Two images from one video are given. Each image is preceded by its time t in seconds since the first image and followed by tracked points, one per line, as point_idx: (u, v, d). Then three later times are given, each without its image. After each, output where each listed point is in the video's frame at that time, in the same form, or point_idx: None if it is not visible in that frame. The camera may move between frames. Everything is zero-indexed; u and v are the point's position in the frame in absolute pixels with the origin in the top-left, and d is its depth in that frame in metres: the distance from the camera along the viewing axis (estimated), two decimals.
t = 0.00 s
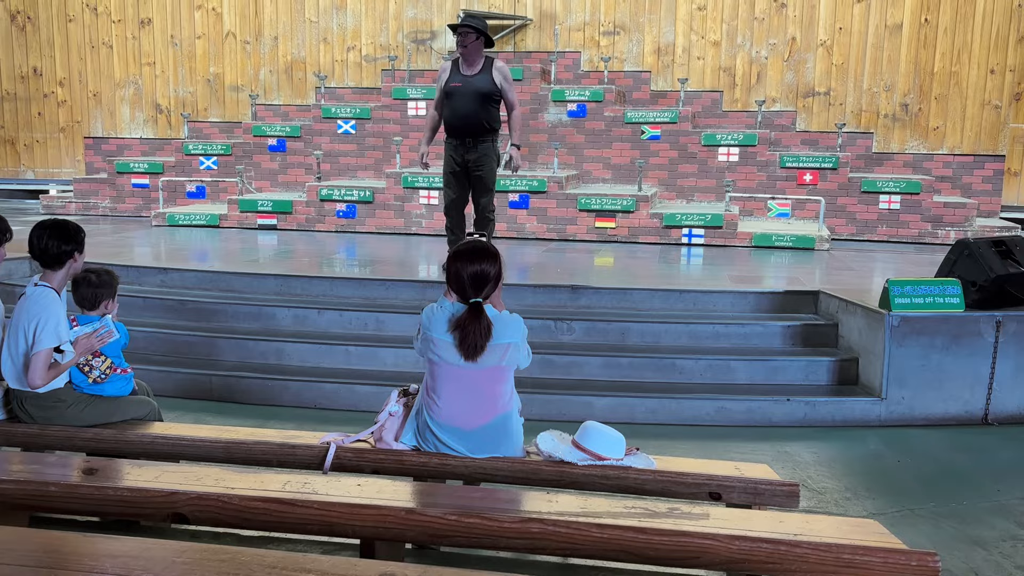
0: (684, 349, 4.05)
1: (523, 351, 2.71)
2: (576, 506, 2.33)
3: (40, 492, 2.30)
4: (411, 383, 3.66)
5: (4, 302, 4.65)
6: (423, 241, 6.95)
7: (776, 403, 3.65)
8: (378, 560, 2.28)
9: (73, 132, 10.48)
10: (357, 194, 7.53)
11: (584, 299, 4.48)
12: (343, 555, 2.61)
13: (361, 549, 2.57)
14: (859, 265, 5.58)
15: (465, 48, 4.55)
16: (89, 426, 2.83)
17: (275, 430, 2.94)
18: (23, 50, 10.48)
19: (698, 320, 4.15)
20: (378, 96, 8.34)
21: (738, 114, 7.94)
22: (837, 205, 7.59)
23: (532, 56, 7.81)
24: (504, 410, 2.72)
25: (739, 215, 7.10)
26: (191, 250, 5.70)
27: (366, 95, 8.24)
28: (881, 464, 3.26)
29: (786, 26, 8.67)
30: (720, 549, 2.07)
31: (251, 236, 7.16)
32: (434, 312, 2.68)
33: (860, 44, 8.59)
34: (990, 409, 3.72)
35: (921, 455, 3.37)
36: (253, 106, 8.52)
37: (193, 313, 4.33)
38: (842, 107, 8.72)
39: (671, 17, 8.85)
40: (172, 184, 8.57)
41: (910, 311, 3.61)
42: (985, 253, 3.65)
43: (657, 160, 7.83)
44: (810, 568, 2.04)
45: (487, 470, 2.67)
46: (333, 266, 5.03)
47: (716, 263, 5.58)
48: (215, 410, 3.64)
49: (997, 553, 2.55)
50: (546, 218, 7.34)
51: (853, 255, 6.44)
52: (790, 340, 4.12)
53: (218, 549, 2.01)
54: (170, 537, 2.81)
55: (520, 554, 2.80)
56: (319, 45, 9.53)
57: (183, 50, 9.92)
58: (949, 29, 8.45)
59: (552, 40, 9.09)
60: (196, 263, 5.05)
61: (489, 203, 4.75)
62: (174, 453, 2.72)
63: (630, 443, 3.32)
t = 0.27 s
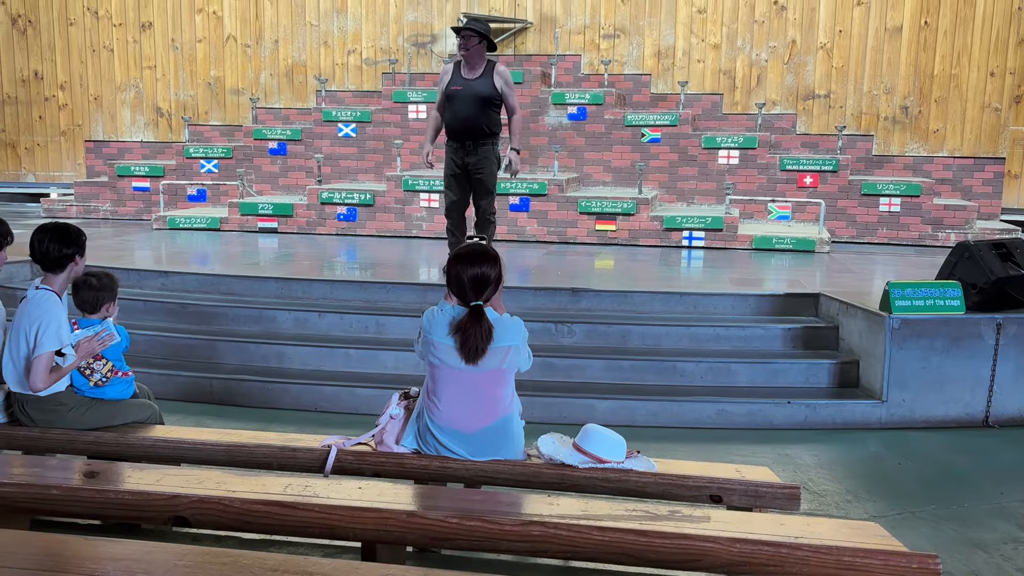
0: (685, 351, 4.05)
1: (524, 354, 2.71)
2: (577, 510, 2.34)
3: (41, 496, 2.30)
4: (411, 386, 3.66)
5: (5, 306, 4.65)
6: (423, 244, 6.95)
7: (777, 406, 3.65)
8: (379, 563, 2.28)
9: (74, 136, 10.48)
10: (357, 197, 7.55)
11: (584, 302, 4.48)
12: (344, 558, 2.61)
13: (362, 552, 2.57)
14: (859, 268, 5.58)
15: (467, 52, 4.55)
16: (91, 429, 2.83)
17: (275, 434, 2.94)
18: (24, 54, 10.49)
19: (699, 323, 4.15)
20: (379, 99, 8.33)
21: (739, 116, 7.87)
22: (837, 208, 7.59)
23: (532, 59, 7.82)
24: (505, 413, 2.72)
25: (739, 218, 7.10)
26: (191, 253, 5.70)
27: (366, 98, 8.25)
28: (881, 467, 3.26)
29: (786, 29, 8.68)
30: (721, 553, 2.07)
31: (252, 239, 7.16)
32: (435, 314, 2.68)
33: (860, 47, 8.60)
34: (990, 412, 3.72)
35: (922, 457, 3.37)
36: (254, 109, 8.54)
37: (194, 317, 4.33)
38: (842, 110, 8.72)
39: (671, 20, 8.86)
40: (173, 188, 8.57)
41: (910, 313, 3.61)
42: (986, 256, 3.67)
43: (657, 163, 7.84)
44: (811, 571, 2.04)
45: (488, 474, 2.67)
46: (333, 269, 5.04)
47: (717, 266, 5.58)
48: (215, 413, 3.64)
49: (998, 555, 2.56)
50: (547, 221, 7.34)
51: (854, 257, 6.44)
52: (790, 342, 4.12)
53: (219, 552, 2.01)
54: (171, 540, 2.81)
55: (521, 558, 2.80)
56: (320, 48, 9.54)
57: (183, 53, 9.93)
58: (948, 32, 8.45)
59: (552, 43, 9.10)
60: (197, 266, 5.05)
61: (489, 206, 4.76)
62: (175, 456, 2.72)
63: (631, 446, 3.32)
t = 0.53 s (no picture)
0: (686, 353, 4.05)
1: (525, 355, 2.71)
2: (578, 512, 2.34)
3: (42, 498, 2.30)
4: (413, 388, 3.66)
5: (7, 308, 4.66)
6: (424, 246, 6.95)
7: (779, 407, 3.65)
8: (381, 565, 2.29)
9: (76, 138, 10.49)
10: (359, 199, 7.53)
11: (586, 304, 4.48)
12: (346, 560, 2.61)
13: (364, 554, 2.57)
14: (861, 270, 5.58)
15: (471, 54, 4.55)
16: (92, 431, 2.83)
17: (277, 436, 2.94)
18: (26, 56, 10.50)
19: (700, 325, 4.15)
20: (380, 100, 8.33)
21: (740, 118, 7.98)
22: (839, 210, 7.59)
23: (533, 61, 7.83)
24: (506, 414, 2.72)
25: (740, 219, 7.10)
26: (193, 256, 5.70)
27: (368, 100, 8.25)
28: (883, 468, 3.26)
29: (787, 31, 8.68)
30: (723, 554, 2.07)
31: (253, 241, 7.16)
32: (436, 316, 2.68)
33: (861, 49, 8.60)
34: (992, 413, 3.72)
35: (923, 459, 3.37)
36: (255, 111, 8.53)
37: (195, 319, 4.33)
38: (844, 112, 8.72)
39: (672, 22, 8.86)
40: (174, 190, 8.58)
41: (912, 315, 3.61)
42: (987, 257, 3.66)
43: (658, 165, 7.83)
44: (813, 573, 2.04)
45: (489, 476, 2.67)
46: (335, 271, 5.04)
47: (718, 268, 5.58)
48: (217, 415, 3.64)
49: (1000, 557, 2.55)
50: (548, 223, 7.34)
51: (855, 259, 6.44)
52: (791, 344, 4.12)
53: (220, 553, 2.01)
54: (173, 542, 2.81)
55: (523, 560, 2.80)
56: (321, 50, 9.55)
57: (185, 56, 9.94)
58: (950, 34, 8.45)
59: (553, 45, 9.10)
60: (198, 268, 5.06)
61: (490, 208, 4.76)
62: (177, 458, 2.72)
63: (632, 447, 3.32)
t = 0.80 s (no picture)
0: (689, 355, 4.04)
1: (527, 356, 2.72)
2: (581, 513, 2.34)
3: (45, 499, 2.30)
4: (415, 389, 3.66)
5: (10, 310, 4.66)
6: (427, 248, 6.95)
7: (781, 409, 3.65)
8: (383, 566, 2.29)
9: (79, 140, 10.50)
10: (361, 200, 7.53)
11: (588, 305, 4.48)
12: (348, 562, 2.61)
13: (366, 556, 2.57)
14: (864, 271, 5.57)
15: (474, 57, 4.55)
16: (95, 433, 2.82)
17: (279, 437, 2.94)
18: (29, 59, 10.51)
19: (703, 326, 4.15)
20: (383, 102, 8.33)
21: (743, 119, 7.97)
22: (842, 211, 7.58)
23: (536, 62, 7.84)
24: (509, 415, 2.73)
25: (743, 220, 7.09)
26: (196, 257, 5.70)
27: (370, 102, 8.26)
28: (886, 470, 3.25)
29: (789, 32, 8.68)
30: (726, 556, 2.07)
31: (256, 242, 7.16)
32: (436, 319, 2.69)
33: (863, 50, 8.60)
34: (995, 415, 3.71)
35: (927, 460, 3.36)
36: (258, 113, 8.52)
37: (197, 320, 4.33)
38: (847, 113, 8.72)
39: (674, 23, 8.86)
40: (177, 192, 8.59)
41: (915, 317, 3.61)
42: (990, 258, 3.65)
43: (661, 166, 7.83)
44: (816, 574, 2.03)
45: (492, 477, 2.67)
46: (337, 272, 5.04)
47: (721, 269, 5.58)
48: (219, 416, 3.64)
49: (1003, 558, 2.55)
50: (551, 224, 7.34)
51: (858, 260, 6.43)
52: (794, 345, 4.12)
53: (223, 555, 2.01)
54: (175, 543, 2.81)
55: (525, 561, 2.79)
56: (324, 51, 9.56)
57: (188, 58, 9.95)
58: (952, 35, 8.44)
59: (556, 47, 9.11)
60: (201, 269, 5.06)
61: (492, 210, 4.77)
62: (180, 459, 2.72)
63: (634, 448, 3.32)
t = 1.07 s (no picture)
0: (693, 355, 4.04)
1: (530, 355, 2.72)
2: (585, 514, 2.34)
3: (52, 499, 2.31)
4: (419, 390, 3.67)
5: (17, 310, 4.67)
6: (431, 249, 6.95)
7: (786, 409, 3.64)
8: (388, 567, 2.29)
9: (84, 141, 10.52)
10: (366, 201, 7.54)
11: (592, 305, 4.48)
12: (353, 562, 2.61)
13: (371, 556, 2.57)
14: (868, 271, 5.56)
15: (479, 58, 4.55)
16: (101, 433, 2.83)
17: (285, 437, 2.94)
18: (34, 60, 10.53)
19: (708, 326, 4.14)
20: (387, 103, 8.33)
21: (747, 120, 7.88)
22: (846, 211, 7.57)
23: (540, 63, 7.85)
24: (513, 415, 2.73)
25: (748, 221, 7.08)
26: (201, 258, 5.71)
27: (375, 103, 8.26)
28: (892, 471, 3.25)
29: (794, 32, 8.67)
30: (730, 556, 2.07)
31: (261, 243, 7.17)
32: (437, 320, 2.69)
33: (868, 50, 8.58)
34: (1001, 415, 3.71)
35: (932, 461, 3.35)
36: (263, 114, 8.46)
37: (203, 321, 4.34)
38: (851, 113, 8.70)
39: (679, 24, 8.85)
40: (183, 193, 8.61)
41: (920, 317, 3.59)
42: (996, 258, 3.64)
43: (665, 166, 7.83)
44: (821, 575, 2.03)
45: (496, 477, 2.67)
46: (342, 273, 5.05)
47: (725, 270, 5.58)
48: (224, 417, 3.64)
49: (1010, 560, 2.54)
50: (555, 225, 7.34)
51: (864, 260, 6.41)
52: (799, 346, 4.11)
53: (228, 555, 2.02)
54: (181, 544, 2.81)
55: (530, 561, 2.79)
56: (329, 52, 9.57)
57: (193, 59, 9.97)
58: (958, 35, 8.42)
59: (560, 47, 9.11)
60: (206, 270, 5.07)
61: (497, 210, 4.78)
62: (185, 459, 2.72)
63: (639, 449, 3.31)
